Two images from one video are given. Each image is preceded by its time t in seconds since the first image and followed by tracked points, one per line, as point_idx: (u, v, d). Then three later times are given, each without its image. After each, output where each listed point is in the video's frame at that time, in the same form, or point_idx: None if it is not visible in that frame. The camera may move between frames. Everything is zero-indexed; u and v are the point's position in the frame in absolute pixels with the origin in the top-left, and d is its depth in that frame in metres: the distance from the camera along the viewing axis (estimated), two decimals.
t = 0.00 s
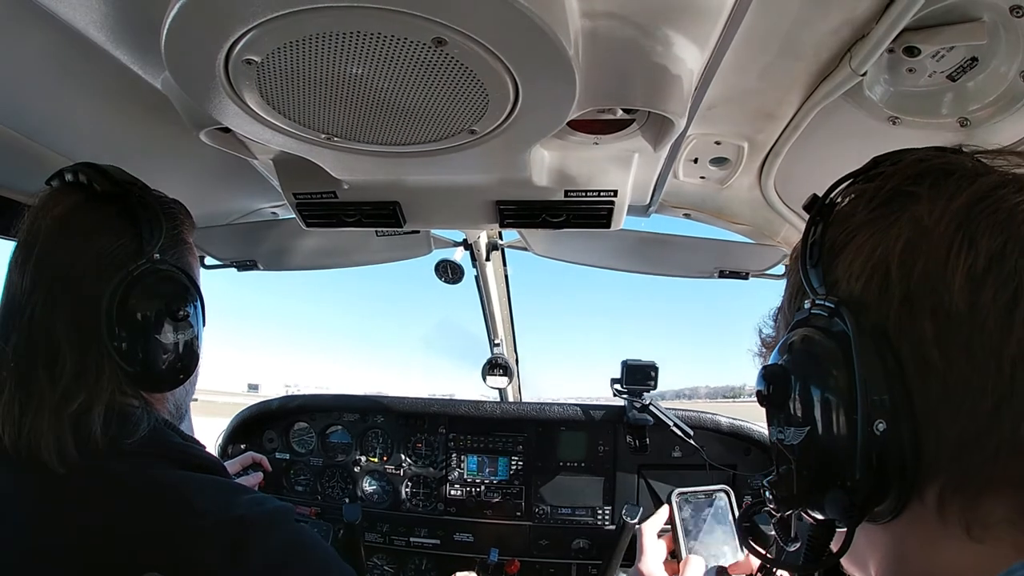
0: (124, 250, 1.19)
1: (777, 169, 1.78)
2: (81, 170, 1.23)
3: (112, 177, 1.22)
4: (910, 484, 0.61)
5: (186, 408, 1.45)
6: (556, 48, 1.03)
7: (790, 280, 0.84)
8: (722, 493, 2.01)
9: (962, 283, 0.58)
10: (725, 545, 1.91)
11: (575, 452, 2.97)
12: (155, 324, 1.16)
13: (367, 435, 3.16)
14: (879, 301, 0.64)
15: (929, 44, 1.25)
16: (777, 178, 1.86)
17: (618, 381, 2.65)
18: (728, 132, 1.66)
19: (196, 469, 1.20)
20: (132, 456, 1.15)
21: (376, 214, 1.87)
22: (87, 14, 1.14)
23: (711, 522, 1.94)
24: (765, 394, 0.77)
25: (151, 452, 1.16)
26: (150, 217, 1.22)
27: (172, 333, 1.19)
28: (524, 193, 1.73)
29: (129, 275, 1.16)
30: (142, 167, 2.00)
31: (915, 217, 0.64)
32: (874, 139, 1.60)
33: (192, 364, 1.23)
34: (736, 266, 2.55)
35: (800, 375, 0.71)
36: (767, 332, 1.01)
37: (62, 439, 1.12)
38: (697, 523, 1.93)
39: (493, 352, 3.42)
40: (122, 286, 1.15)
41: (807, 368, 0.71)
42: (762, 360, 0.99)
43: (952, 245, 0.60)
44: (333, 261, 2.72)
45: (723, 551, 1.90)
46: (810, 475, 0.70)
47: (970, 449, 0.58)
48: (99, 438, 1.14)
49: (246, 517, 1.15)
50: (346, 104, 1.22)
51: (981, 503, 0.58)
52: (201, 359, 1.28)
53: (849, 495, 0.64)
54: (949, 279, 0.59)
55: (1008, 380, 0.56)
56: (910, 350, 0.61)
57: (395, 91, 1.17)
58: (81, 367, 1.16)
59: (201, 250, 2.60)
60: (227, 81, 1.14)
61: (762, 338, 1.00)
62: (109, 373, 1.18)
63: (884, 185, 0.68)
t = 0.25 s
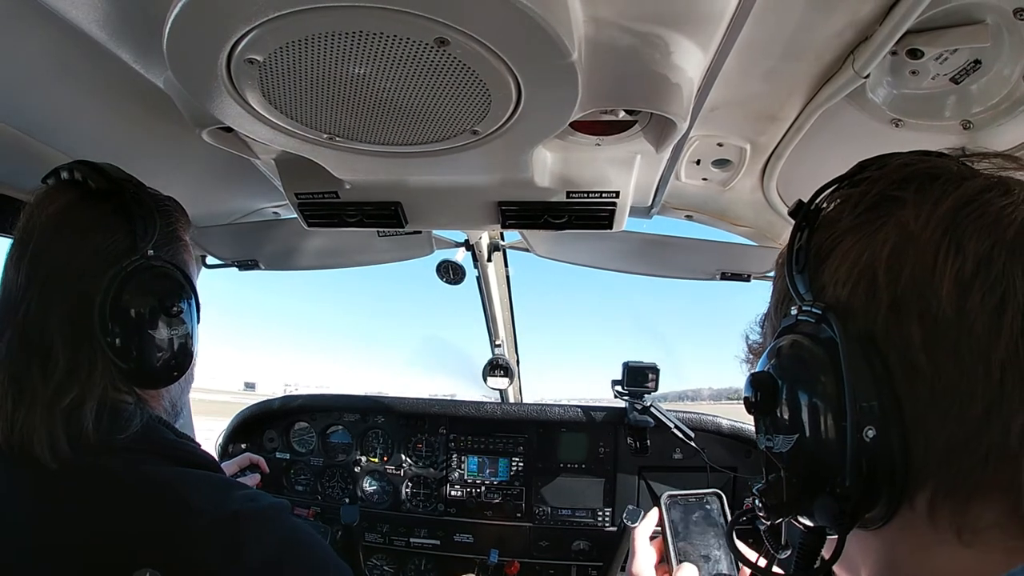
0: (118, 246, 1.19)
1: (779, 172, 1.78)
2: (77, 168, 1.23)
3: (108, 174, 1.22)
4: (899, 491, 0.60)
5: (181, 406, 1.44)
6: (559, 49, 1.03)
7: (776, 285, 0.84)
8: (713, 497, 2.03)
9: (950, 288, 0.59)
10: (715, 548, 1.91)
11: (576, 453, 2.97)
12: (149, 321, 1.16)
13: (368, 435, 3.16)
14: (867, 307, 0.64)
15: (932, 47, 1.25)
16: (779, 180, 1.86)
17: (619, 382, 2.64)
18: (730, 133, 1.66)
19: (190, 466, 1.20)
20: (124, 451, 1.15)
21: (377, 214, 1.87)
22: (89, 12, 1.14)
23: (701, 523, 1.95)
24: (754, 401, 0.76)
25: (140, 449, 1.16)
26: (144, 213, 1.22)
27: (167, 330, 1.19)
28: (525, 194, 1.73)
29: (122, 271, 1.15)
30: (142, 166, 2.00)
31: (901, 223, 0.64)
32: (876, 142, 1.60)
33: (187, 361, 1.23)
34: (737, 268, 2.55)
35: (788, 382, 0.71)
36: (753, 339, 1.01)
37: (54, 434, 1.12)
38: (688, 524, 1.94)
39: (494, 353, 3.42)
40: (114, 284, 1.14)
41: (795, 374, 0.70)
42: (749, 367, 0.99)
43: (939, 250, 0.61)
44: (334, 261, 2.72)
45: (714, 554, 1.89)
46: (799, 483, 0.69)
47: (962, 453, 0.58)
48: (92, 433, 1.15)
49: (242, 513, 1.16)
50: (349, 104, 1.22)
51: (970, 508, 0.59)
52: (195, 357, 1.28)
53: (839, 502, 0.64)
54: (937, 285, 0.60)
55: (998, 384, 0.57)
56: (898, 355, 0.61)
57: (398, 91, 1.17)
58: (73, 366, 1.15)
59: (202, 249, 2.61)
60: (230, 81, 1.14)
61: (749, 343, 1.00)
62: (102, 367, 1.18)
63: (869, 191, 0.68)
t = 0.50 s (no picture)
0: (114, 244, 1.19)
1: (780, 171, 1.77)
2: (73, 166, 1.23)
3: (103, 172, 1.22)
4: (901, 489, 0.60)
5: (178, 404, 1.44)
6: (559, 48, 1.02)
7: (779, 284, 0.84)
8: (718, 496, 2.03)
9: (953, 288, 0.59)
10: (719, 547, 1.89)
11: (576, 453, 2.97)
12: (145, 319, 1.16)
13: (368, 434, 3.16)
14: (869, 306, 0.64)
15: (934, 47, 1.24)
16: (780, 180, 1.86)
17: (619, 382, 2.64)
18: (731, 133, 1.66)
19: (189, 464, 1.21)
20: (119, 449, 1.15)
21: (378, 213, 1.87)
22: (89, 11, 1.13)
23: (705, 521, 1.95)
24: (756, 399, 0.76)
25: (134, 447, 1.16)
26: (140, 211, 1.22)
27: (162, 328, 1.19)
28: (525, 193, 1.72)
29: (118, 269, 1.15)
30: (142, 164, 2.00)
31: (904, 222, 0.64)
32: (877, 142, 1.60)
33: (183, 359, 1.23)
34: (738, 268, 2.55)
35: (790, 380, 0.71)
36: (756, 339, 1.00)
37: (49, 432, 1.12)
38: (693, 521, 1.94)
39: (494, 352, 3.42)
40: (111, 282, 1.14)
41: (797, 372, 0.70)
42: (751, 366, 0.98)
43: (941, 250, 0.61)
44: (334, 260, 2.72)
45: (717, 552, 1.88)
46: (801, 481, 0.69)
47: (964, 452, 0.58)
48: (87, 431, 1.15)
49: (239, 511, 1.15)
50: (350, 103, 1.22)
51: (971, 508, 0.59)
52: (191, 354, 1.28)
53: (841, 500, 0.64)
54: (939, 284, 0.60)
55: (1000, 383, 0.57)
56: (900, 355, 0.61)
57: (400, 90, 1.17)
58: (69, 364, 1.16)
59: (202, 247, 2.60)
60: (230, 79, 1.14)
61: (751, 344, 1.00)
62: (99, 364, 1.18)
63: (871, 191, 0.68)
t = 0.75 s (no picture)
0: (113, 244, 1.19)
1: (780, 170, 1.78)
2: (71, 165, 1.22)
3: (101, 171, 1.22)
4: (908, 484, 0.61)
5: (179, 404, 1.44)
6: (558, 46, 1.02)
7: (788, 280, 0.84)
8: (718, 495, 2.01)
9: (962, 284, 0.59)
10: (720, 548, 1.89)
11: (576, 451, 2.97)
12: (144, 318, 1.16)
13: (368, 433, 3.16)
14: (879, 302, 0.64)
15: (933, 45, 1.24)
16: (781, 178, 1.86)
17: (620, 380, 2.64)
18: (731, 132, 1.66)
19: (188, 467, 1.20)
20: (118, 451, 1.15)
21: (378, 212, 1.87)
22: (89, 11, 1.13)
23: (704, 523, 1.95)
24: (765, 394, 0.76)
25: (132, 449, 1.16)
26: (138, 211, 1.22)
27: (160, 328, 1.19)
28: (525, 192, 1.72)
29: (116, 269, 1.15)
30: (142, 164, 1.99)
31: (914, 219, 0.64)
32: (878, 140, 1.60)
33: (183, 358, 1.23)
34: (738, 266, 2.55)
35: (799, 375, 0.71)
36: (764, 334, 1.00)
37: (48, 434, 1.12)
38: (694, 523, 1.95)
39: (494, 351, 3.42)
40: (109, 282, 1.14)
41: (806, 367, 0.70)
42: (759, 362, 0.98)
43: (951, 246, 0.61)
44: (334, 259, 2.72)
45: (717, 554, 1.88)
46: (808, 475, 0.69)
47: (972, 447, 0.58)
48: (86, 432, 1.15)
49: (238, 514, 1.16)
50: (350, 102, 1.22)
51: (978, 504, 0.59)
52: (190, 354, 1.28)
53: (848, 494, 0.64)
54: (949, 280, 0.60)
55: (1008, 380, 0.57)
56: (909, 350, 0.61)
57: (400, 89, 1.17)
58: (67, 363, 1.16)
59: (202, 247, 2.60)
60: (230, 79, 1.14)
61: (761, 338, 1.00)
62: (97, 365, 1.18)
63: (883, 187, 0.68)
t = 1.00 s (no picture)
0: (110, 247, 1.19)
1: (779, 169, 1.78)
2: (69, 169, 1.22)
3: (98, 176, 1.21)
4: (903, 483, 0.61)
5: (178, 404, 1.44)
6: (558, 44, 1.02)
7: (782, 281, 0.84)
8: (717, 496, 2.01)
9: (955, 283, 0.59)
10: (719, 550, 1.90)
11: (576, 451, 2.97)
12: (142, 320, 1.16)
13: (368, 433, 3.16)
14: (872, 302, 0.64)
15: (932, 44, 1.24)
16: (780, 177, 1.86)
17: (619, 380, 2.64)
18: (730, 131, 1.66)
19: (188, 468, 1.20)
20: (118, 451, 1.15)
21: (377, 211, 1.87)
22: (87, 12, 1.13)
23: (704, 524, 1.95)
24: (759, 394, 0.76)
25: (131, 450, 1.16)
26: (136, 213, 1.21)
27: (159, 329, 1.19)
28: (524, 191, 1.72)
29: (115, 271, 1.15)
30: (141, 164, 1.99)
31: (907, 219, 0.64)
32: (877, 139, 1.60)
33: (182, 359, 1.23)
34: (738, 265, 2.55)
35: (792, 375, 0.71)
36: (759, 335, 1.00)
37: (48, 433, 1.13)
38: (693, 523, 1.95)
39: (494, 351, 3.42)
40: (109, 283, 1.14)
41: (800, 368, 0.70)
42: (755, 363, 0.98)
43: (944, 246, 0.61)
44: (333, 260, 2.72)
45: (716, 556, 1.89)
46: (803, 476, 0.69)
47: (967, 446, 0.58)
48: (84, 433, 1.14)
49: (236, 514, 1.16)
50: (349, 102, 1.22)
51: (974, 504, 0.59)
52: (187, 360, 1.28)
53: (843, 495, 0.64)
54: (942, 280, 0.60)
55: (1002, 378, 0.57)
56: (902, 350, 0.62)
57: (399, 89, 1.17)
58: (66, 367, 1.15)
59: (201, 248, 2.60)
60: (229, 79, 1.14)
61: (755, 339, 1.00)
62: (96, 366, 1.17)
63: (875, 187, 0.69)
